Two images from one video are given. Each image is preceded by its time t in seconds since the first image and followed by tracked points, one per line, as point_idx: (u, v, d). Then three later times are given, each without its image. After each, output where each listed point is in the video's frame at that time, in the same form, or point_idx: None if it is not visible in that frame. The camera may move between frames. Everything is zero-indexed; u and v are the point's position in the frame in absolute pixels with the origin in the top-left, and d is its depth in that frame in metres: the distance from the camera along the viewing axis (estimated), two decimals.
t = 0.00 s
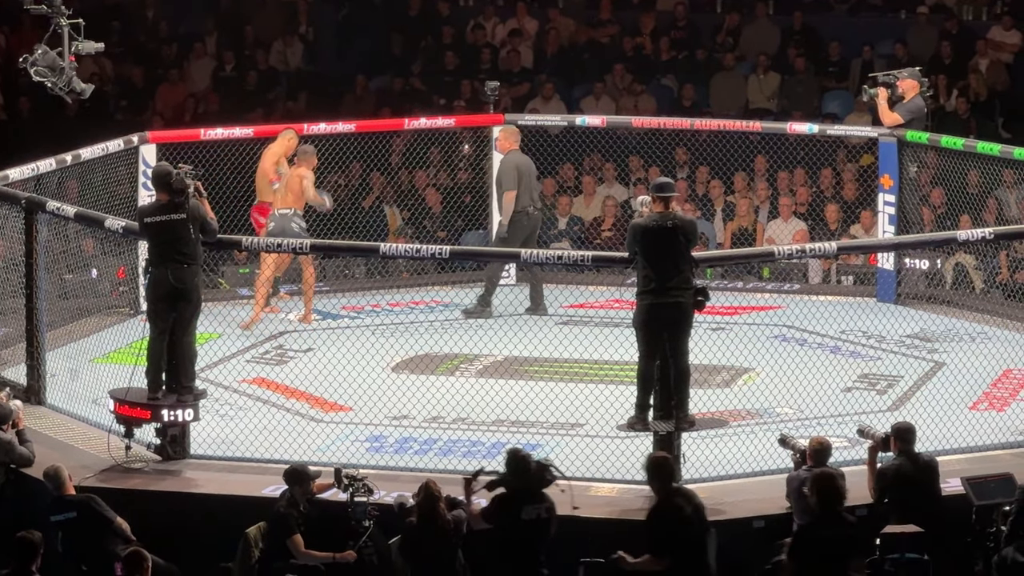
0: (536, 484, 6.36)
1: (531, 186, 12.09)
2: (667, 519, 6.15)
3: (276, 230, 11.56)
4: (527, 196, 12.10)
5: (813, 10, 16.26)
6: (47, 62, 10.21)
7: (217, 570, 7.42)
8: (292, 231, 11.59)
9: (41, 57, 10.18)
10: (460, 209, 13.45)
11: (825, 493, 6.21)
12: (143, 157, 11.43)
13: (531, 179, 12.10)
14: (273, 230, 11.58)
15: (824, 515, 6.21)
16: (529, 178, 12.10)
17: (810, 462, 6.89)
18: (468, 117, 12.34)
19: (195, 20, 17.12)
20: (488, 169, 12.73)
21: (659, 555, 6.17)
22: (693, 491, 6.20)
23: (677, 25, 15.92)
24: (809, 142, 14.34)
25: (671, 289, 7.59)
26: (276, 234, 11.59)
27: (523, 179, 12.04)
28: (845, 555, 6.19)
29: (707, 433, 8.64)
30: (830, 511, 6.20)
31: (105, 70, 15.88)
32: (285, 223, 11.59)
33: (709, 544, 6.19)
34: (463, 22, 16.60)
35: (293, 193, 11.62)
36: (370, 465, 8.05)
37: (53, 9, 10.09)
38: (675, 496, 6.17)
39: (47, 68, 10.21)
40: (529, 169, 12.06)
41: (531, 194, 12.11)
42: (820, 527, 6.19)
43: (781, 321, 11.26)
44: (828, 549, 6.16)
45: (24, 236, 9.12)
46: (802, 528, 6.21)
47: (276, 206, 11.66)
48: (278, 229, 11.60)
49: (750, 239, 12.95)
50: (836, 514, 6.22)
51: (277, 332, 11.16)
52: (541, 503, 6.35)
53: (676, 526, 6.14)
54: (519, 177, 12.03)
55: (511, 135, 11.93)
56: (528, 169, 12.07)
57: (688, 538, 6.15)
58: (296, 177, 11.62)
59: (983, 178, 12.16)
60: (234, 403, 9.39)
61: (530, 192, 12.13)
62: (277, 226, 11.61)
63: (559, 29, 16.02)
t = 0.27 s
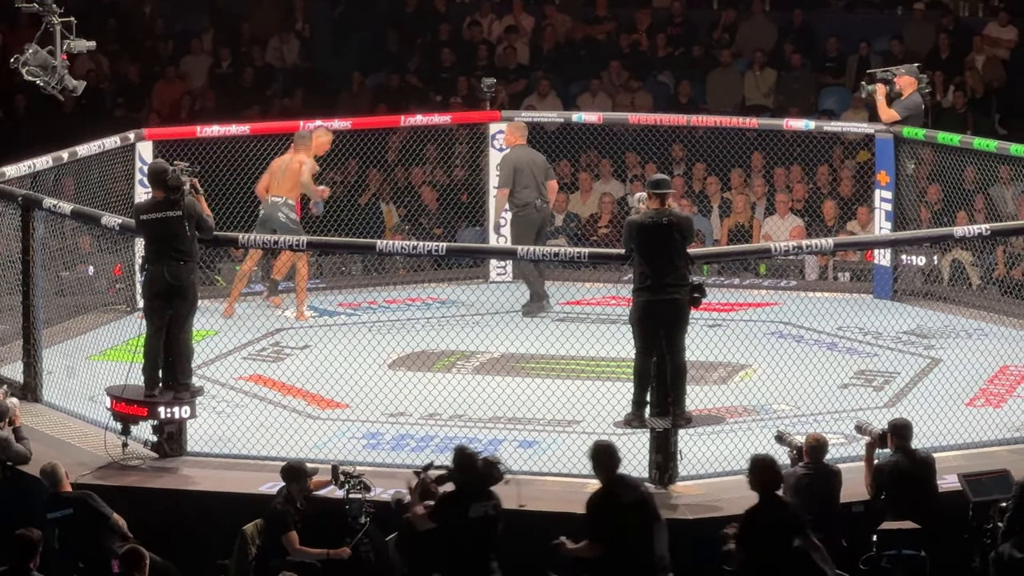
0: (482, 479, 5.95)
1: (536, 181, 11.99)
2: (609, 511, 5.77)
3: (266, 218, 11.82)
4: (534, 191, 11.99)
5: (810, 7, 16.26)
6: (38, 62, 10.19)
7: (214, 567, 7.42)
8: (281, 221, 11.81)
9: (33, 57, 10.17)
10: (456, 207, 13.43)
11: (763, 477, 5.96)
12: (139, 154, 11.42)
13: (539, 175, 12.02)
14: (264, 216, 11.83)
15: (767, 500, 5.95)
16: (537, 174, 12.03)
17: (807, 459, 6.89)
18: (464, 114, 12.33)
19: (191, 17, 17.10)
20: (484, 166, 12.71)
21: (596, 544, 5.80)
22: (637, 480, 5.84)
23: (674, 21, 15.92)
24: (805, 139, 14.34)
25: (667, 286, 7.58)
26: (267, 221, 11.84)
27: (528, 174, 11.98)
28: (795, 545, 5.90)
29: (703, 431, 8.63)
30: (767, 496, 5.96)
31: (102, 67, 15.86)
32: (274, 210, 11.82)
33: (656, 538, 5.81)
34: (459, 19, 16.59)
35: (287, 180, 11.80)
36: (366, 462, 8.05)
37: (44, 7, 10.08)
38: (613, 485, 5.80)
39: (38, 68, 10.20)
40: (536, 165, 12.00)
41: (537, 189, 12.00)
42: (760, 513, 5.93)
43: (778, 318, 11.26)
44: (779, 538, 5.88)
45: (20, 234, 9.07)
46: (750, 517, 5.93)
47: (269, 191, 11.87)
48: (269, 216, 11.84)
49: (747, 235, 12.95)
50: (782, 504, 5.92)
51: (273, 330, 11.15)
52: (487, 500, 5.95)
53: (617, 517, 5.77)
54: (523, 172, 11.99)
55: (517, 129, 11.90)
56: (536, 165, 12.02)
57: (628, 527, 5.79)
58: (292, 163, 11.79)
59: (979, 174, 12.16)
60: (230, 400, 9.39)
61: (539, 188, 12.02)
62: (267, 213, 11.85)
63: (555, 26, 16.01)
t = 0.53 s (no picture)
0: (426, 470, 6.12)
1: (538, 181, 11.97)
2: (546, 505, 6.05)
3: (260, 216, 11.84)
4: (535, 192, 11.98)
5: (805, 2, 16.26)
6: (28, 61, 10.17)
7: (210, 563, 7.42)
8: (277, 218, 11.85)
9: (21, 57, 10.15)
10: (451, 205, 13.48)
11: (706, 482, 6.06)
12: (134, 151, 11.37)
13: (541, 174, 12.00)
14: (257, 215, 11.85)
15: (708, 501, 6.09)
16: (539, 173, 12.01)
17: (802, 455, 6.91)
18: (459, 110, 12.33)
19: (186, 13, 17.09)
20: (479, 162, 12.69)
21: (537, 538, 6.07)
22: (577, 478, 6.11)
23: (669, 16, 15.91)
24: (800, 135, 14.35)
25: (662, 282, 7.61)
26: (261, 219, 11.86)
27: (530, 175, 11.97)
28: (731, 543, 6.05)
29: (698, 426, 8.64)
30: (710, 497, 6.08)
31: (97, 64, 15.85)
32: (268, 209, 11.84)
33: (594, 538, 6.08)
34: (455, 14, 16.58)
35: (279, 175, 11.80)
36: (361, 458, 8.05)
37: (34, 5, 10.06)
38: (553, 481, 6.07)
39: (27, 67, 10.19)
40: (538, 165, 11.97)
41: (540, 190, 11.98)
42: (701, 513, 6.09)
43: (774, 314, 11.26)
44: (712, 537, 6.05)
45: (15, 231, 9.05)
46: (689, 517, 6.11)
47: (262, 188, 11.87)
48: (263, 215, 11.86)
49: (742, 231, 12.96)
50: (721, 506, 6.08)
51: (268, 326, 11.14)
52: (425, 488, 6.10)
53: (556, 512, 6.04)
54: (523, 172, 11.97)
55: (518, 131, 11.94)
56: (538, 165, 11.99)
57: (567, 523, 6.05)
58: (285, 158, 11.78)
59: (975, 170, 12.17)
60: (226, 396, 9.39)
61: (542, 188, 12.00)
62: (262, 211, 11.87)
63: (550, 22, 16.01)
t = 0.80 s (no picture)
0: (362, 468, 6.41)
1: (535, 181, 11.79)
2: (484, 492, 6.37)
3: (284, 212, 11.78)
4: (534, 191, 11.83)
5: None
6: (16, 57, 10.13)
7: (205, 557, 7.42)
8: (302, 214, 11.80)
9: (9, 53, 10.11)
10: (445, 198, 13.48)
11: (646, 469, 6.22)
12: (128, 144, 11.41)
13: (540, 174, 11.80)
14: (281, 212, 11.78)
15: (645, 486, 6.27)
16: (538, 172, 11.81)
17: (795, 448, 6.92)
18: (453, 103, 12.31)
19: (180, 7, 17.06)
20: (473, 156, 12.69)
21: (470, 522, 6.39)
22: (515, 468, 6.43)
23: (663, 9, 15.90)
24: (794, 127, 14.34)
25: (656, 274, 7.58)
26: (285, 215, 11.79)
27: (530, 173, 11.79)
28: (669, 528, 6.28)
29: (693, 420, 8.65)
30: (648, 482, 6.26)
31: (90, 57, 15.82)
32: (293, 205, 11.80)
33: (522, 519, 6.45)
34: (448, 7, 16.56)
35: (306, 170, 11.80)
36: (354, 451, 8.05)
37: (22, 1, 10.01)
38: (490, 468, 6.40)
39: (15, 63, 10.14)
40: (538, 164, 11.76)
41: (537, 189, 11.82)
42: (638, 497, 6.28)
43: (767, 306, 11.28)
44: (650, 520, 6.25)
45: (9, 224, 9.07)
46: (630, 500, 6.28)
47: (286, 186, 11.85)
48: (287, 211, 11.81)
49: (736, 225, 12.99)
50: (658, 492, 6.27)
51: (262, 319, 11.14)
52: (363, 484, 6.41)
53: (490, 499, 6.38)
54: (522, 171, 11.81)
55: (522, 128, 11.81)
56: (538, 164, 11.79)
57: (499, 510, 6.39)
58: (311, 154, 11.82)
59: (968, 163, 12.17)
60: (220, 390, 9.38)
61: (542, 187, 11.83)
62: (285, 208, 11.81)
63: (544, 15, 15.99)
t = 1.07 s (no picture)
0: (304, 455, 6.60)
1: (534, 172, 11.76)
2: (415, 492, 6.31)
3: (321, 189, 11.87)
4: (534, 182, 11.78)
5: None
6: (4, 52, 10.11)
7: (200, 550, 7.43)
8: (338, 189, 11.91)
9: None
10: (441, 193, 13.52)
11: (591, 464, 6.18)
12: (123, 138, 11.46)
13: (540, 164, 11.76)
14: (317, 190, 11.86)
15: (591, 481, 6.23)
16: (539, 163, 11.77)
17: (789, 442, 6.92)
18: (448, 97, 12.30)
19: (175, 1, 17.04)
20: (467, 149, 12.67)
21: (401, 523, 6.36)
22: (448, 469, 6.34)
23: (658, 3, 15.90)
24: (788, 121, 14.35)
25: (649, 268, 7.59)
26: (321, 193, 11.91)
27: (532, 164, 11.76)
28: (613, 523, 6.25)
29: (688, 413, 8.65)
30: (595, 477, 6.21)
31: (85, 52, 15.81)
32: (329, 182, 11.86)
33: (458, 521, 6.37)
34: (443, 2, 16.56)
35: (336, 147, 11.83)
36: (350, 445, 8.06)
37: None
38: (423, 469, 6.31)
39: (4, 59, 10.13)
40: (538, 155, 11.73)
41: (535, 181, 11.78)
42: (582, 494, 6.23)
43: (761, 300, 11.28)
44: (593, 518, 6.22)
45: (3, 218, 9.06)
46: (576, 496, 6.23)
47: (317, 163, 11.83)
48: (323, 188, 11.90)
49: (731, 218, 13.02)
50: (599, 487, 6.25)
51: (257, 313, 11.13)
52: (306, 472, 6.58)
53: (421, 502, 6.32)
54: (522, 164, 11.79)
55: (527, 120, 11.82)
56: (539, 155, 11.76)
57: (431, 512, 6.33)
58: (338, 131, 11.79)
59: (963, 156, 12.17)
60: (215, 384, 9.38)
61: (542, 178, 11.77)
62: (321, 185, 11.88)
63: (539, 9, 15.99)
